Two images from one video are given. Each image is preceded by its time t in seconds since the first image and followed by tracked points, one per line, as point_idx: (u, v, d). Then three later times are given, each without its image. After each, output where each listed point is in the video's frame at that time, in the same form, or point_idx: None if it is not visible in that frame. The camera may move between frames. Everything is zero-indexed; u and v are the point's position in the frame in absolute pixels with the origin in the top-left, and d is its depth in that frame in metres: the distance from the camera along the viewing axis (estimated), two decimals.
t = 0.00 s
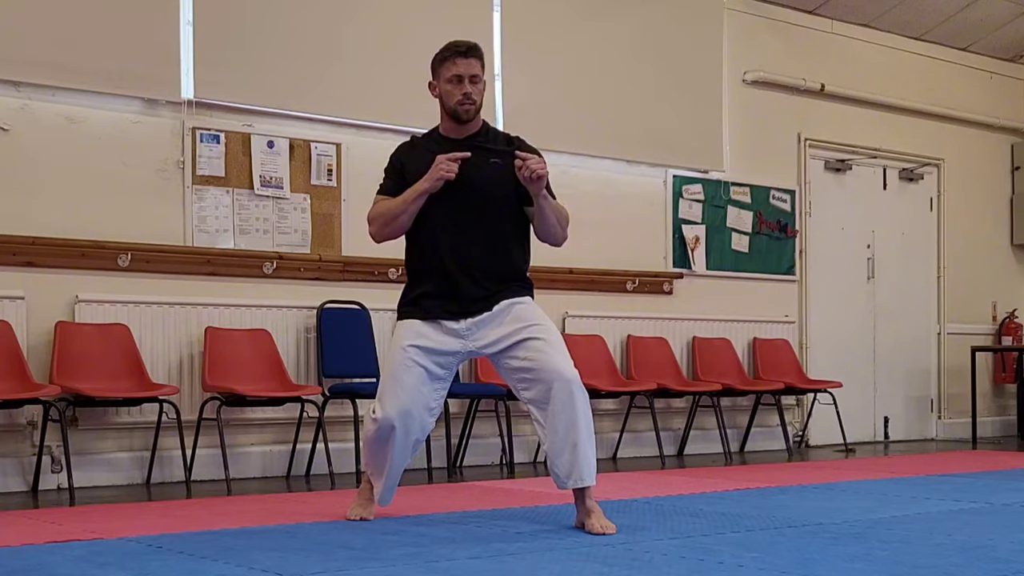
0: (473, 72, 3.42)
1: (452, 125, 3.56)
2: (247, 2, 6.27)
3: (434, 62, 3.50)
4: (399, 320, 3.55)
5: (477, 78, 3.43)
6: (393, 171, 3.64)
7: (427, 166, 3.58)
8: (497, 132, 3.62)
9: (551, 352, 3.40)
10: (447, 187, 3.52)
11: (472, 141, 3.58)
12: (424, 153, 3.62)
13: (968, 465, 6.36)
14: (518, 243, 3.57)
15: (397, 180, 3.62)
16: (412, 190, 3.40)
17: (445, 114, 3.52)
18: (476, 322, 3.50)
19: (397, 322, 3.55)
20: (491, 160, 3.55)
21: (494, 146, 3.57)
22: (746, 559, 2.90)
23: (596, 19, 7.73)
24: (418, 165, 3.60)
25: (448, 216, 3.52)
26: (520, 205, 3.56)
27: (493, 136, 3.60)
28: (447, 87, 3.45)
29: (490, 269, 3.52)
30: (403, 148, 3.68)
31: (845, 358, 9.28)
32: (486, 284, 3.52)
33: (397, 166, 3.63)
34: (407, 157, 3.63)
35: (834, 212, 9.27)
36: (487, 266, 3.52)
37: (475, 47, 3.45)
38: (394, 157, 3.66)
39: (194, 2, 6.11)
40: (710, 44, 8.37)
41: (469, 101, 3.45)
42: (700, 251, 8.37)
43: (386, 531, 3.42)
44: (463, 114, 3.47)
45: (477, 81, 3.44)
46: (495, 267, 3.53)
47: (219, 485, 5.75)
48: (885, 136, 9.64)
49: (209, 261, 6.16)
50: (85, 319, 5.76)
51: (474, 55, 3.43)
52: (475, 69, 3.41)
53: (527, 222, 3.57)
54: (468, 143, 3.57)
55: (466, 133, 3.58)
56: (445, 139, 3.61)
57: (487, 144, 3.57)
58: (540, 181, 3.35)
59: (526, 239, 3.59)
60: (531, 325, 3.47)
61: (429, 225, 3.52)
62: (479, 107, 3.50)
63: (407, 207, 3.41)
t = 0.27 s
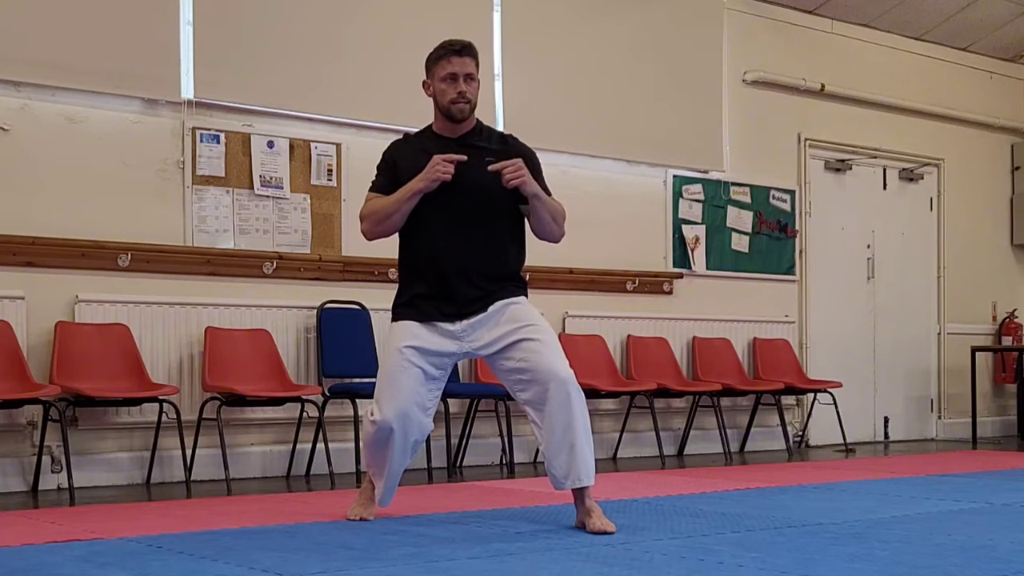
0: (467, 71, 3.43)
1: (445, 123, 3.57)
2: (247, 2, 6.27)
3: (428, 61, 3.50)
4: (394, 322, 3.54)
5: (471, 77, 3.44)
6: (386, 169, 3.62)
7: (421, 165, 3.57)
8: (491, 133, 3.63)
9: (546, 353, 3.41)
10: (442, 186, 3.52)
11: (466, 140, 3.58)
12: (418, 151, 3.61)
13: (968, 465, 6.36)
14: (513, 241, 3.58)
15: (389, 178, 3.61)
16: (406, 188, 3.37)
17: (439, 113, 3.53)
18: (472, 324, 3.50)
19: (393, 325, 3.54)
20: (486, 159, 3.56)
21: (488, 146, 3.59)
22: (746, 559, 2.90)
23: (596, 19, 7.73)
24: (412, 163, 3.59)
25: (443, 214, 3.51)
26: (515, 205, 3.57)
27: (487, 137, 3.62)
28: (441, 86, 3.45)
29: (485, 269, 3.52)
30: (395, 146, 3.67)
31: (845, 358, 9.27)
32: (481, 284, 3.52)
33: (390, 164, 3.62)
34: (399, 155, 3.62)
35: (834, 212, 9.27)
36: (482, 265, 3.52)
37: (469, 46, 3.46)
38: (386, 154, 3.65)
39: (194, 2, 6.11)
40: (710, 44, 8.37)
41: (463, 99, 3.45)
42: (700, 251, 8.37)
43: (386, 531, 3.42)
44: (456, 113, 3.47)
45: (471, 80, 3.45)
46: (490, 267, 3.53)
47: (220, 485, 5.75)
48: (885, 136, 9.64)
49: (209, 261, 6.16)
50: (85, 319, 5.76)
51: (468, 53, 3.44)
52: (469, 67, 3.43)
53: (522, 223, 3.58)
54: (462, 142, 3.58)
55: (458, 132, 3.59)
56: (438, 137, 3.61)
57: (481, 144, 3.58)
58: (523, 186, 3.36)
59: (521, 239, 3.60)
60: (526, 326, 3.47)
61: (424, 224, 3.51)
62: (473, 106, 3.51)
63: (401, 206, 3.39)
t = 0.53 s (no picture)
0: (466, 80, 3.43)
1: (444, 133, 3.56)
2: (246, 2, 6.26)
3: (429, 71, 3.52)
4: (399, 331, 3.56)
5: (471, 85, 3.45)
6: (387, 176, 3.65)
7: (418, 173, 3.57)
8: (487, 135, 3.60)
9: (562, 346, 3.37)
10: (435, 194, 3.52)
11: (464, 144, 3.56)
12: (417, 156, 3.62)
13: (968, 465, 6.36)
14: (515, 241, 3.54)
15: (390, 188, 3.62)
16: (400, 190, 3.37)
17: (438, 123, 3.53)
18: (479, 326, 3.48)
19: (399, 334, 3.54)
20: (478, 163, 3.53)
21: (482, 149, 3.55)
22: (746, 559, 2.90)
23: (596, 19, 7.73)
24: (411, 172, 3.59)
25: (441, 217, 3.51)
26: (511, 206, 3.53)
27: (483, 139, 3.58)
28: (441, 95, 3.46)
29: (484, 273, 3.49)
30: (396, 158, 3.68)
31: (845, 358, 9.27)
32: (481, 288, 3.49)
33: (390, 171, 3.64)
34: (397, 166, 3.63)
35: (834, 212, 9.27)
36: (480, 270, 3.49)
37: (469, 55, 3.46)
38: (387, 162, 3.67)
39: (194, 2, 6.11)
40: (710, 44, 8.37)
41: (461, 108, 3.46)
42: (700, 251, 8.38)
43: (386, 531, 3.42)
44: (455, 121, 3.47)
45: (470, 90, 3.45)
46: (488, 270, 3.49)
47: (220, 485, 5.75)
48: (885, 136, 9.64)
49: (209, 261, 6.16)
50: (85, 319, 5.76)
51: (468, 62, 3.44)
52: (468, 76, 3.43)
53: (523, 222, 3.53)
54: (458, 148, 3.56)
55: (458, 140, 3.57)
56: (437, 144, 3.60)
57: (475, 147, 3.56)
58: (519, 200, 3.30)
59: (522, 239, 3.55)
60: (537, 320, 3.43)
61: (420, 233, 3.52)
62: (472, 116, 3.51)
63: (394, 207, 3.38)
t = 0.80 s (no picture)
0: (543, 72, 3.17)
1: (524, 126, 3.27)
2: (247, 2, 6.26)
3: (502, 64, 3.27)
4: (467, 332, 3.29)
5: (548, 77, 3.19)
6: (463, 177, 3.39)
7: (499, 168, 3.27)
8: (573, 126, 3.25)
9: (638, 354, 3.01)
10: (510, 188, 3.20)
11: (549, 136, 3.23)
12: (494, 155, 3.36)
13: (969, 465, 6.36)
14: (598, 232, 3.17)
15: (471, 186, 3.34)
16: (487, 184, 3.08)
17: (513, 117, 3.27)
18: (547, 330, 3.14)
19: (466, 336, 3.27)
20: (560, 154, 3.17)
21: (564, 140, 3.20)
22: (746, 559, 2.90)
23: (597, 19, 7.73)
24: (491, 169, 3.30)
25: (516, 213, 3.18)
26: (592, 201, 3.15)
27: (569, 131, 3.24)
28: (516, 88, 3.20)
29: (559, 274, 3.13)
30: (479, 155, 3.40)
31: (844, 358, 9.28)
32: (557, 290, 3.13)
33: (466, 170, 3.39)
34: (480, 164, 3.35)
35: (834, 212, 9.27)
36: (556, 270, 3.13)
37: (544, 45, 3.21)
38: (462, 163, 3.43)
39: (194, 2, 6.11)
40: (711, 44, 8.37)
41: (539, 101, 3.20)
42: (700, 251, 8.37)
43: (386, 531, 3.42)
44: (533, 114, 3.21)
45: (547, 81, 3.19)
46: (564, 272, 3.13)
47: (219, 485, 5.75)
48: (885, 136, 9.64)
49: (209, 261, 6.16)
50: (85, 319, 5.76)
51: (544, 53, 3.18)
52: (544, 67, 3.16)
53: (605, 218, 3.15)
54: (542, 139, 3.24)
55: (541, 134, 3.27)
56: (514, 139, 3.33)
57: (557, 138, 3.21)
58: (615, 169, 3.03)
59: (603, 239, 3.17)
60: (609, 326, 3.07)
61: (499, 230, 3.21)
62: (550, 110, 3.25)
63: (482, 203, 3.10)
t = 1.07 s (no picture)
0: (609, 53, 3.06)
1: (584, 111, 3.21)
2: (247, 2, 6.26)
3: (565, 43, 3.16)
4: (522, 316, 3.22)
5: (613, 59, 3.08)
6: (516, 157, 3.30)
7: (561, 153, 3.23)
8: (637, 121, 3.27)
9: (691, 351, 3.02)
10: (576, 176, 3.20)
11: (611, 127, 3.23)
12: (554, 137, 3.28)
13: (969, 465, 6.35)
14: (658, 229, 3.21)
15: (524, 165, 3.28)
16: (564, 193, 3.05)
17: (577, 100, 3.18)
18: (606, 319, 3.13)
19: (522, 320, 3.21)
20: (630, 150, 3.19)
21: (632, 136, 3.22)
22: (746, 559, 2.90)
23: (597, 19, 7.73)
24: (550, 151, 3.25)
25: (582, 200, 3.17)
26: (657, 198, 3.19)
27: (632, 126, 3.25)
28: (580, 71, 3.10)
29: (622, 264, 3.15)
30: (531, 132, 3.33)
31: (844, 358, 9.28)
32: (617, 279, 3.14)
33: (520, 151, 3.29)
34: (535, 142, 3.29)
35: (834, 212, 9.27)
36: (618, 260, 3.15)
37: (610, 25, 3.09)
38: (516, 140, 3.32)
39: (194, 2, 6.11)
40: (711, 44, 8.37)
41: (603, 85, 3.09)
42: (700, 251, 8.37)
43: (387, 531, 3.42)
44: (597, 101, 3.11)
45: (613, 63, 3.08)
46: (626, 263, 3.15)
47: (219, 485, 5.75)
48: (885, 136, 9.64)
49: (209, 261, 6.16)
50: (85, 319, 5.76)
51: (610, 33, 3.07)
52: (612, 49, 3.06)
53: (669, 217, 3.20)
54: (605, 129, 3.23)
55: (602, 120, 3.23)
56: (575, 123, 3.27)
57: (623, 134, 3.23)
58: (682, 161, 2.99)
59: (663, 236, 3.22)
60: (665, 323, 3.09)
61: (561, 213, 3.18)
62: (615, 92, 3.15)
63: (554, 210, 3.06)
